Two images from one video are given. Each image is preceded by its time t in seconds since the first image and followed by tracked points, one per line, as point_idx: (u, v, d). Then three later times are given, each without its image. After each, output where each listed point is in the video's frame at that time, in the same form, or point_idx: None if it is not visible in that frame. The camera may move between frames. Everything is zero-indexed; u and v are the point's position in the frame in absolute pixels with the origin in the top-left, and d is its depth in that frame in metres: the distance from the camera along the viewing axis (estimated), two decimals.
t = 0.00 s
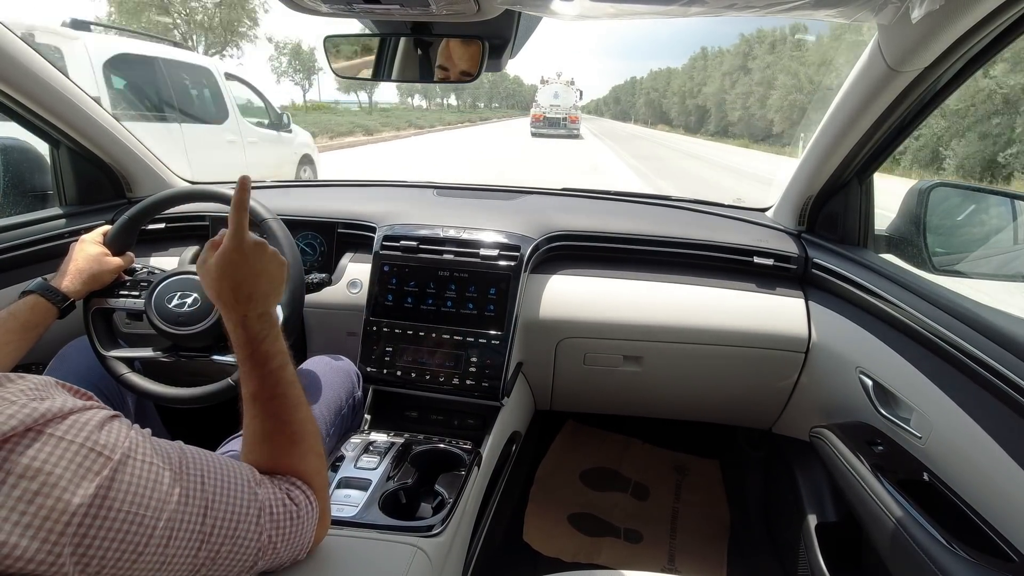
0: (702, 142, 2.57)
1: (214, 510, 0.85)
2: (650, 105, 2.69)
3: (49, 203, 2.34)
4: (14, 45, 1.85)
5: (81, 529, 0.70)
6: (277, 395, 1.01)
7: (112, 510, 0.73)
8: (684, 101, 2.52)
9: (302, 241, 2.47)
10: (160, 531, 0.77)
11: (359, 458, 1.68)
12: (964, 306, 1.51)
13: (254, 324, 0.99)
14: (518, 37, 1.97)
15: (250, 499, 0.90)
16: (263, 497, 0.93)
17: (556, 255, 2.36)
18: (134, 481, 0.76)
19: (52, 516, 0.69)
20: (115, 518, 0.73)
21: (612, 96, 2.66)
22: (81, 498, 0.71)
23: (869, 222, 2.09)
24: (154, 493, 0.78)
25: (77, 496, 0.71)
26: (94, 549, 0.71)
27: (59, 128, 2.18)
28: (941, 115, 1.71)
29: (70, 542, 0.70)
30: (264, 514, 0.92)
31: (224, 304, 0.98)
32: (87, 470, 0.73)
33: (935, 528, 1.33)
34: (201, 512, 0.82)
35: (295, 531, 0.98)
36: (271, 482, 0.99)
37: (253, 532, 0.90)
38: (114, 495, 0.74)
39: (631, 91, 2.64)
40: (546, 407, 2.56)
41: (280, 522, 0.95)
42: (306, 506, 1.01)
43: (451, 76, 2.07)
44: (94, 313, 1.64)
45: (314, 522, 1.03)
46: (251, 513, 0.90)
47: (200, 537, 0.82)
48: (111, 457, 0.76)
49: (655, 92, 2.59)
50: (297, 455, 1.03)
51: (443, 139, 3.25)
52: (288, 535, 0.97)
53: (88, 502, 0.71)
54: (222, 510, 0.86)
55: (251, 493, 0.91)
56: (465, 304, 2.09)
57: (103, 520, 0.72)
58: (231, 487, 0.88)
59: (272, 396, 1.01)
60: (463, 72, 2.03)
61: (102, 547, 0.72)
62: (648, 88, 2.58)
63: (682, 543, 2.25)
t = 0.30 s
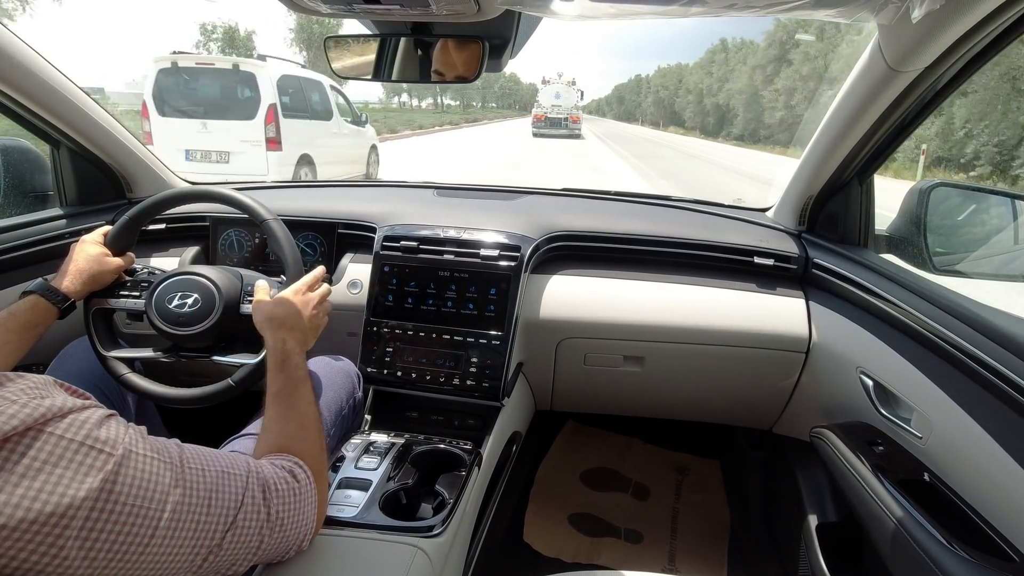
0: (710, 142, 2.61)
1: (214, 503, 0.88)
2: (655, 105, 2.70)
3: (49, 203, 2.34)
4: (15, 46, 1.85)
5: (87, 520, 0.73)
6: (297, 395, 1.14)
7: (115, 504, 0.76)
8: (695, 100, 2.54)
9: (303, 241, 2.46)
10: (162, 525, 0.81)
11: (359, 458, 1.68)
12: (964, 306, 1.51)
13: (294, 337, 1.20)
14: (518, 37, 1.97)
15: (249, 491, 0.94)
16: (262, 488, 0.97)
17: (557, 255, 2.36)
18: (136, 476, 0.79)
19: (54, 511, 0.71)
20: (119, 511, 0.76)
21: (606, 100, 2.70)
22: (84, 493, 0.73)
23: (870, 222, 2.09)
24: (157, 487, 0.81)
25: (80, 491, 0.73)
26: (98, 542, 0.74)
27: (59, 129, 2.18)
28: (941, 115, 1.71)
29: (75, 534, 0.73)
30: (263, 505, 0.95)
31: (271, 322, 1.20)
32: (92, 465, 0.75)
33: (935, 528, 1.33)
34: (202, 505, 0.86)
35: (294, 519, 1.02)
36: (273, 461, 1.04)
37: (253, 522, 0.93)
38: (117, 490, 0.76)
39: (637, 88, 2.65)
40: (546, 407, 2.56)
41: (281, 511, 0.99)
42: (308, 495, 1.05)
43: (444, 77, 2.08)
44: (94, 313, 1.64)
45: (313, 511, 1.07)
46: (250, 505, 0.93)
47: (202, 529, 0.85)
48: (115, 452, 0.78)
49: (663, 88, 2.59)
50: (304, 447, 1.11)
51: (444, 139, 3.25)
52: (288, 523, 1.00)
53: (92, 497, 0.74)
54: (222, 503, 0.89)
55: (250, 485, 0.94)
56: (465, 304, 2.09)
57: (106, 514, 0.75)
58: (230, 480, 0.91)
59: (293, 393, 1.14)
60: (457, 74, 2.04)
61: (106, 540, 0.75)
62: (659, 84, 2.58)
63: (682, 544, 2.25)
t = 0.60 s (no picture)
0: (709, 142, 2.61)
1: (205, 501, 0.88)
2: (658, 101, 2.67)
3: (49, 203, 2.34)
4: (15, 45, 1.85)
5: (87, 512, 0.74)
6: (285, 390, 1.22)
7: (114, 495, 0.76)
8: (702, 102, 2.50)
9: (303, 241, 2.46)
10: (155, 519, 0.81)
11: (359, 458, 1.68)
12: (964, 306, 1.50)
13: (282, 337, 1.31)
14: (518, 37, 1.97)
15: (238, 492, 0.94)
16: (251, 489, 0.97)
17: (556, 255, 2.36)
18: (135, 470, 0.79)
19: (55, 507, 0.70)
20: (116, 503, 0.76)
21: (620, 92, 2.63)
22: (84, 487, 0.73)
23: (870, 222, 2.09)
24: (153, 481, 0.81)
25: (80, 485, 0.73)
26: (93, 533, 0.74)
27: (59, 128, 2.18)
28: (941, 115, 1.71)
29: (74, 525, 0.73)
30: (251, 507, 0.96)
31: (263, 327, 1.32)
32: (92, 460, 0.75)
33: (935, 528, 1.33)
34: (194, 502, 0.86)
35: (279, 524, 1.03)
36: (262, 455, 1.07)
37: (241, 523, 0.94)
38: (117, 482, 0.77)
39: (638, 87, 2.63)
40: (546, 407, 2.56)
41: (267, 515, 0.99)
42: (298, 488, 1.07)
43: (441, 78, 2.08)
44: (95, 313, 1.64)
45: (301, 515, 1.07)
46: (238, 505, 0.94)
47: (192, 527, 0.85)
48: (116, 447, 0.78)
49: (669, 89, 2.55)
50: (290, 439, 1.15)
51: (443, 139, 3.25)
52: (272, 526, 1.01)
53: (92, 489, 0.74)
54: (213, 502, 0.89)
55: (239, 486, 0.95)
56: (465, 304, 2.09)
57: (104, 506, 0.75)
58: (221, 479, 0.92)
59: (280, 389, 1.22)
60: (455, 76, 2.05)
61: (100, 531, 0.75)
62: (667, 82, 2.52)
63: (682, 544, 2.25)
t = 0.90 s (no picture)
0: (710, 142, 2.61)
1: (209, 499, 0.85)
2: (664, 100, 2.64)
3: (49, 202, 2.34)
4: (15, 45, 1.85)
5: (84, 510, 0.71)
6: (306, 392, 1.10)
7: (100, 506, 0.72)
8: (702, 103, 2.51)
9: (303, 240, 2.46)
10: (157, 517, 0.78)
11: (358, 457, 1.68)
12: (964, 306, 1.50)
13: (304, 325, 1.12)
14: (518, 37, 1.98)
15: (242, 491, 0.91)
16: (255, 497, 0.93)
17: (556, 255, 2.36)
18: (127, 477, 0.76)
19: (41, 513, 0.67)
20: (104, 514, 0.72)
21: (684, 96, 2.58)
22: (68, 496, 0.70)
23: (869, 222, 2.09)
24: (147, 490, 0.77)
25: (63, 496, 0.69)
26: (79, 545, 0.71)
27: (59, 127, 2.18)
28: (941, 115, 1.71)
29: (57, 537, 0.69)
30: (256, 515, 0.92)
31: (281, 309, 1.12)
32: (82, 460, 0.72)
33: (935, 529, 1.33)
34: (192, 511, 0.82)
35: (288, 533, 0.98)
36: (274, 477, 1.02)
37: (245, 532, 0.90)
38: (103, 490, 0.73)
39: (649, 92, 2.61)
40: (546, 407, 2.56)
41: (274, 523, 0.95)
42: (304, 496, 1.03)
43: (447, 79, 2.09)
44: (94, 314, 1.64)
45: (311, 516, 1.03)
46: (241, 514, 0.89)
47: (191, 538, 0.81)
48: (110, 443, 0.76)
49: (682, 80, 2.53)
50: (307, 451, 1.07)
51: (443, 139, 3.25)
52: (281, 535, 0.97)
53: (76, 499, 0.70)
54: (213, 511, 0.85)
55: (243, 493, 0.91)
56: (465, 304, 2.09)
57: (91, 516, 0.71)
58: (223, 487, 0.88)
59: (301, 393, 1.09)
60: (461, 76, 2.05)
61: (87, 544, 0.71)
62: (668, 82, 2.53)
63: (681, 544, 2.25)
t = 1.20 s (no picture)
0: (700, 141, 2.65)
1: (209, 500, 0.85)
2: (667, 99, 2.59)
3: (49, 203, 2.34)
4: (15, 46, 1.85)
5: (84, 512, 0.71)
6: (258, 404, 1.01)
7: (96, 509, 0.72)
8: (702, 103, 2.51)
9: (303, 241, 2.46)
10: (157, 518, 0.78)
11: (359, 458, 1.68)
12: (964, 306, 1.50)
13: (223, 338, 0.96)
14: (518, 37, 1.97)
15: (240, 491, 0.91)
16: (253, 499, 0.93)
17: (557, 255, 2.36)
18: (124, 480, 0.76)
19: (38, 518, 0.68)
20: (100, 518, 0.72)
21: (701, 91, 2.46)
22: (65, 499, 0.70)
23: (870, 222, 2.10)
24: (145, 493, 0.77)
25: (59, 500, 0.69)
26: (77, 549, 0.70)
27: (59, 129, 2.19)
28: (942, 115, 1.71)
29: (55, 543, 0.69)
30: (256, 518, 0.92)
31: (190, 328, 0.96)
32: (80, 464, 0.72)
33: (936, 529, 1.33)
34: (191, 514, 0.81)
35: (288, 534, 0.98)
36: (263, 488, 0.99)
37: (246, 533, 0.89)
38: (99, 494, 0.73)
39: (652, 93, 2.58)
40: (546, 407, 2.56)
41: (273, 525, 0.95)
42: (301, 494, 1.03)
43: (446, 77, 2.09)
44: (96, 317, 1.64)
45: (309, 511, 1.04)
46: (241, 515, 0.89)
47: (190, 542, 0.81)
48: (107, 446, 0.76)
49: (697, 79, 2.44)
50: (282, 457, 1.03)
51: (444, 140, 3.25)
52: (280, 536, 0.97)
53: (71, 502, 0.70)
54: (212, 514, 0.85)
55: (242, 496, 0.91)
56: (465, 304, 2.09)
57: (87, 520, 0.71)
58: (221, 486, 0.88)
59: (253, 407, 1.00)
60: (461, 74, 2.05)
61: (85, 548, 0.71)
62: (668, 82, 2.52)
63: (682, 544, 2.25)
